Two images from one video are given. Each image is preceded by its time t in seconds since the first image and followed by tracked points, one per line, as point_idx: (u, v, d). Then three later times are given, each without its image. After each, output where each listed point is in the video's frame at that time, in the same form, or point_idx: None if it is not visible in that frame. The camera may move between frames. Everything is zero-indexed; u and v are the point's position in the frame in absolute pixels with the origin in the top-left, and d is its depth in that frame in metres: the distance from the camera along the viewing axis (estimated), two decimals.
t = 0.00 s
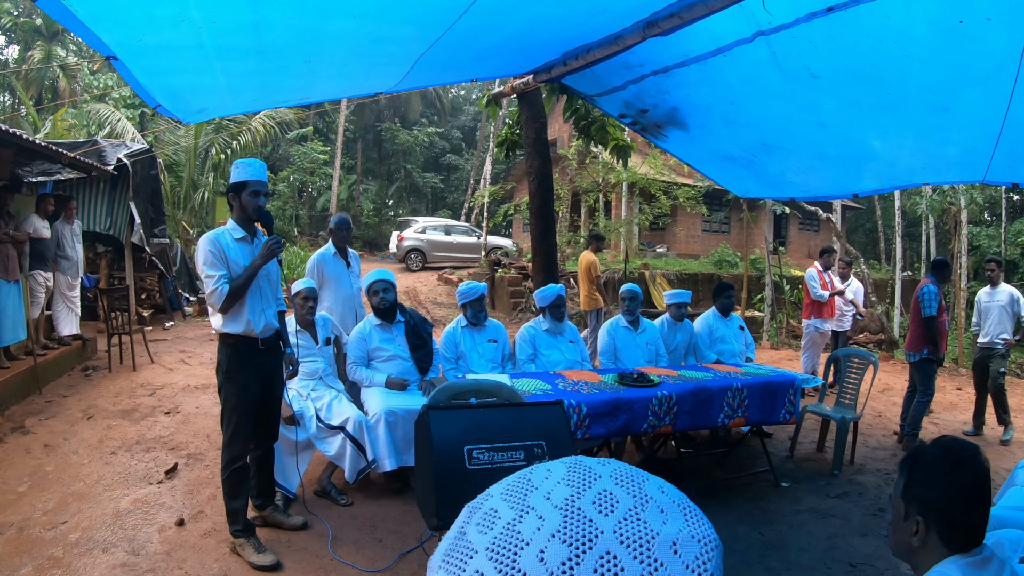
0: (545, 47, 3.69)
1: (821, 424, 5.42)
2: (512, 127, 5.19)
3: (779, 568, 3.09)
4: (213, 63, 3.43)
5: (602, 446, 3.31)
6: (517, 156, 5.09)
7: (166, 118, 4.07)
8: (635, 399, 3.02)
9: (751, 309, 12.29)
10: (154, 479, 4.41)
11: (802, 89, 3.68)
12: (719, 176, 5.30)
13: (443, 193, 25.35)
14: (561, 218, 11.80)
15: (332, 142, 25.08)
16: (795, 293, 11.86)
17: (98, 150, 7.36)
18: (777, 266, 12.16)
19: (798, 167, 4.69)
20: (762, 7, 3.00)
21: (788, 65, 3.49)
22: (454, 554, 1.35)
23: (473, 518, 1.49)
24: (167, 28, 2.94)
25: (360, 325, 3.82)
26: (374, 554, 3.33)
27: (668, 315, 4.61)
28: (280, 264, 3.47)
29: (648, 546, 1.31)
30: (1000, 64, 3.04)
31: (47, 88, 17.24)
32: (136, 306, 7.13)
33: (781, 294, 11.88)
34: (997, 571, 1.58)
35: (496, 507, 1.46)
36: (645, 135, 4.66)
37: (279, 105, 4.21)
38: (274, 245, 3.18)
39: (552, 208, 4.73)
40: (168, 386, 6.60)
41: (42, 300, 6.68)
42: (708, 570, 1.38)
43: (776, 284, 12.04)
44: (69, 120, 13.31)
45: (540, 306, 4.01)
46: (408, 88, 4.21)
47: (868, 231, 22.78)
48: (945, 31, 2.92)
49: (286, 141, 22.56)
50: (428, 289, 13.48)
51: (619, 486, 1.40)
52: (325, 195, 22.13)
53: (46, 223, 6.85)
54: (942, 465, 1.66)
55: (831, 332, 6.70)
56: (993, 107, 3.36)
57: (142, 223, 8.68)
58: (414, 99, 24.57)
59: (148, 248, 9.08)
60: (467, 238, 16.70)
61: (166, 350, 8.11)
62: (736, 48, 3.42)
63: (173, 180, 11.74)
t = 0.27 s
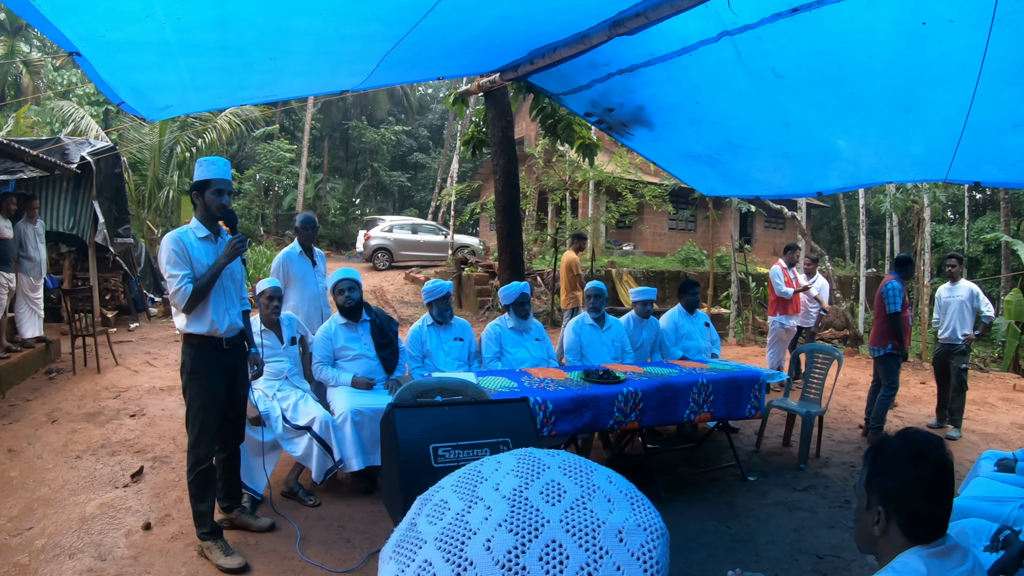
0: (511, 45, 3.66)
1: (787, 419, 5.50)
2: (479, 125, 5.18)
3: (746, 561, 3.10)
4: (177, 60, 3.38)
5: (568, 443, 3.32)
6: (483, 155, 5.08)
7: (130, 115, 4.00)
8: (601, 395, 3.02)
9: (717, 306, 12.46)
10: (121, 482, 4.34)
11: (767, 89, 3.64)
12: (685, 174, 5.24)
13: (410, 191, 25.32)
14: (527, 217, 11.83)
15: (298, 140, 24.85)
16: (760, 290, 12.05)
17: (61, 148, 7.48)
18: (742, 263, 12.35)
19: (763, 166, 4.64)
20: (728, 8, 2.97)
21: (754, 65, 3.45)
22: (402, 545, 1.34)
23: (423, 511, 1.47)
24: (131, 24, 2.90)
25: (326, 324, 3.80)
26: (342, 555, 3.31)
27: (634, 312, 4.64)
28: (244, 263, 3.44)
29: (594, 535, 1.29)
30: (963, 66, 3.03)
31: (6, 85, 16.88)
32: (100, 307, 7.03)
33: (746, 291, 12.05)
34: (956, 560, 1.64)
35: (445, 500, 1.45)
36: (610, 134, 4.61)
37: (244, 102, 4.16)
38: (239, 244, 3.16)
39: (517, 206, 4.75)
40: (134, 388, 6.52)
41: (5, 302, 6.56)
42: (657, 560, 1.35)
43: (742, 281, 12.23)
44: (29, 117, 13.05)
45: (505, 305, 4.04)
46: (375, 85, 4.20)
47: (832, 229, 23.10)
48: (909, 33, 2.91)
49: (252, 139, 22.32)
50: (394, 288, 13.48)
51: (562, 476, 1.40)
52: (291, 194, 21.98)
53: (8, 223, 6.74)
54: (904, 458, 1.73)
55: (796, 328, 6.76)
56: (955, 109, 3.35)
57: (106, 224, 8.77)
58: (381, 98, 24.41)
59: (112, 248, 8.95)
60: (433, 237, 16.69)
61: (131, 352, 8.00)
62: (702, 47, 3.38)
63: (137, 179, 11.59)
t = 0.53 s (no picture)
0: (467, 44, 3.63)
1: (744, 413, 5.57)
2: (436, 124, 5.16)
3: (705, 554, 3.10)
4: (132, 58, 3.32)
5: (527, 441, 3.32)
6: (441, 154, 5.07)
7: (83, 114, 3.90)
8: (557, 393, 3.02)
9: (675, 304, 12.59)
10: (77, 490, 4.26)
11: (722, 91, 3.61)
12: (641, 175, 5.17)
13: (367, 191, 25.17)
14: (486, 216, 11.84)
15: (256, 140, 24.53)
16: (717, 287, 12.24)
17: (15, 148, 7.70)
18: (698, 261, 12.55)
19: (719, 166, 4.59)
20: (683, 9, 2.97)
21: (709, 65, 3.43)
22: (334, 536, 1.33)
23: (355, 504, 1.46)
24: (84, 22, 2.83)
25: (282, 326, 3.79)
26: (303, 558, 3.29)
27: (591, 310, 4.66)
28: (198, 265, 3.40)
29: (519, 523, 1.32)
30: (914, 67, 3.06)
31: None
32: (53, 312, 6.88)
33: (704, 288, 12.23)
34: (907, 548, 1.61)
35: (377, 491, 1.45)
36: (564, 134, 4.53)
37: (200, 101, 4.09)
38: (192, 245, 3.10)
39: (474, 206, 4.74)
40: (89, 394, 6.39)
41: None
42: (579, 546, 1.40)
43: (698, 279, 12.38)
44: None
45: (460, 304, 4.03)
46: (332, 84, 4.17)
47: (789, 227, 23.41)
48: (861, 36, 2.93)
49: (209, 139, 21.97)
50: (353, 289, 13.41)
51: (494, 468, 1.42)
52: (248, 195, 21.72)
53: None
54: (854, 452, 1.71)
55: (752, 324, 6.86)
56: (906, 110, 3.38)
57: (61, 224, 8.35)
58: (339, 97, 24.16)
59: (65, 251, 8.76)
60: (391, 237, 16.64)
61: (86, 357, 7.84)
62: (657, 48, 3.36)
63: (91, 179, 11.38)
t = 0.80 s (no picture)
0: (429, 42, 3.61)
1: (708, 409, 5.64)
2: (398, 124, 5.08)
3: (671, 549, 3.11)
4: (89, 56, 3.25)
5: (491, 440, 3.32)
6: (403, 154, 4.98)
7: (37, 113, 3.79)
8: (519, 391, 3.03)
9: (639, 302, 12.68)
10: (38, 498, 4.18)
11: (684, 89, 3.60)
12: (603, 173, 5.11)
13: (332, 190, 25.03)
14: (450, 216, 11.84)
15: (219, 139, 24.25)
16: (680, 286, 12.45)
17: None
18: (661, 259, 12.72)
19: (681, 163, 4.55)
20: (644, 8, 2.97)
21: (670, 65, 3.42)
22: (266, 531, 1.26)
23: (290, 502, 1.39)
24: (40, 18, 2.77)
25: (243, 328, 3.78)
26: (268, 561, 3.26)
27: (553, 308, 4.72)
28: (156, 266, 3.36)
29: (450, 513, 1.28)
30: (874, 67, 3.10)
31: None
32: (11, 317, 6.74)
33: (666, 286, 12.41)
34: (866, 540, 1.54)
35: (311, 487, 1.38)
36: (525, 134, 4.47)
37: (159, 99, 4.02)
38: (150, 246, 3.05)
39: (437, 206, 4.73)
40: (49, 399, 6.28)
41: None
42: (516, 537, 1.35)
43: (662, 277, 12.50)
44: None
45: (421, 303, 4.04)
46: (294, 83, 4.13)
47: (752, 225, 23.57)
48: (821, 36, 2.97)
49: (171, 139, 21.69)
50: (317, 290, 13.37)
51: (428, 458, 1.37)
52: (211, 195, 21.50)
53: None
54: (812, 448, 1.64)
55: (714, 321, 6.98)
56: (865, 109, 3.42)
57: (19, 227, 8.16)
58: (302, 95, 23.87)
59: (23, 254, 8.60)
60: (355, 237, 16.60)
61: (45, 362, 7.71)
62: (619, 47, 3.35)
63: (50, 180, 11.19)
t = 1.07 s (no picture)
0: (398, 40, 3.57)
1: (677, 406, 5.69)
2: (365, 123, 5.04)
3: (643, 545, 3.13)
4: (54, 53, 3.17)
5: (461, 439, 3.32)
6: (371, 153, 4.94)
7: None
8: (488, 390, 3.03)
9: (609, 300, 12.73)
10: (4, 505, 4.13)
11: (652, 87, 3.61)
12: (571, 171, 5.06)
13: (301, 190, 24.79)
14: (418, 215, 11.81)
15: (186, 138, 23.94)
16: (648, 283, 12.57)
17: None
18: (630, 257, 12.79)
19: (649, 162, 4.53)
20: (613, 7, 2.97)
21: (638, 65, 3.43)
22: (221, 531, 1.35)
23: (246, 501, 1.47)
24: (3, 14, 2.70)
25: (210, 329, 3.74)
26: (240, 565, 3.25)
27: (522, 308, 4.71)
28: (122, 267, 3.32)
29: (398, 510, 1.36)
30: (840, 67, 3.14)
31: None
32: None
33: (635, 284, 12.51)
34: (833, 534, 1.50)
35: (266, 487, 1.46)
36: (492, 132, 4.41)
37: (125, 97, 3.96)
38: (115, 247, 3.01)
39: (406, 205, 4.71)
40: (12, 405, 6.18)
41: None
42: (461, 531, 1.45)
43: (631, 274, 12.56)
44: None
45: (388, 303, 4.05)
46: (261, 81, 4.09)
47: (722, 223, 23.54)
48: (789, 36, 2.99)
49: (138, 138, 21.38)
50: (286, 290, 13.29)
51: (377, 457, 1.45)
52: (178, 195, 21.21)
53: None
54: (780, 444, 1.56)
55: (682, 318, 7.00)
56: (832, 108, 3.45)
57: None
58: (270, 94, 23.53)
59: None
60: (324, 237, 16.50)
61: (8, 367, 7.58)
62: (586, 46, 3.35)
63: (11, 180, 10.99)
